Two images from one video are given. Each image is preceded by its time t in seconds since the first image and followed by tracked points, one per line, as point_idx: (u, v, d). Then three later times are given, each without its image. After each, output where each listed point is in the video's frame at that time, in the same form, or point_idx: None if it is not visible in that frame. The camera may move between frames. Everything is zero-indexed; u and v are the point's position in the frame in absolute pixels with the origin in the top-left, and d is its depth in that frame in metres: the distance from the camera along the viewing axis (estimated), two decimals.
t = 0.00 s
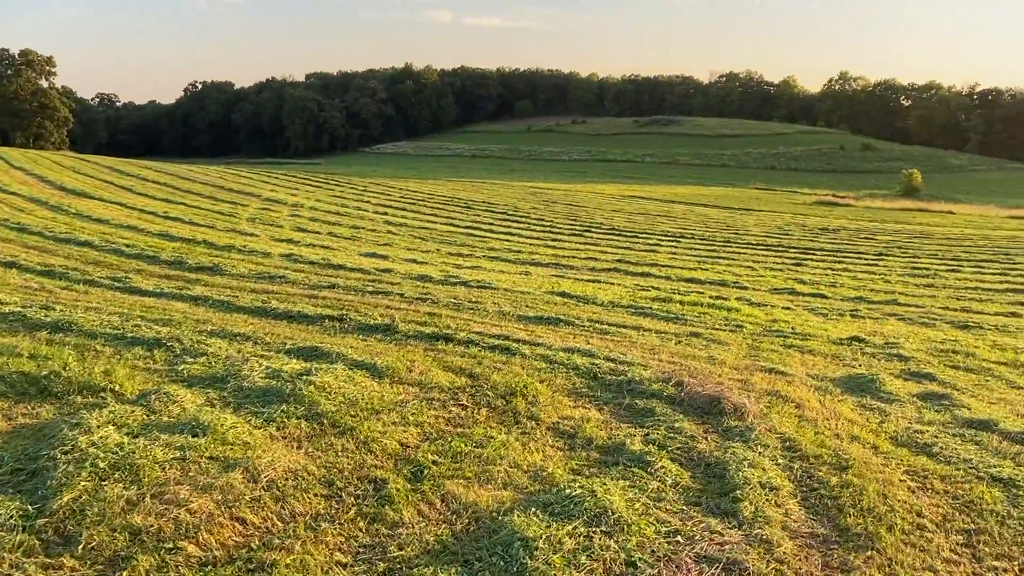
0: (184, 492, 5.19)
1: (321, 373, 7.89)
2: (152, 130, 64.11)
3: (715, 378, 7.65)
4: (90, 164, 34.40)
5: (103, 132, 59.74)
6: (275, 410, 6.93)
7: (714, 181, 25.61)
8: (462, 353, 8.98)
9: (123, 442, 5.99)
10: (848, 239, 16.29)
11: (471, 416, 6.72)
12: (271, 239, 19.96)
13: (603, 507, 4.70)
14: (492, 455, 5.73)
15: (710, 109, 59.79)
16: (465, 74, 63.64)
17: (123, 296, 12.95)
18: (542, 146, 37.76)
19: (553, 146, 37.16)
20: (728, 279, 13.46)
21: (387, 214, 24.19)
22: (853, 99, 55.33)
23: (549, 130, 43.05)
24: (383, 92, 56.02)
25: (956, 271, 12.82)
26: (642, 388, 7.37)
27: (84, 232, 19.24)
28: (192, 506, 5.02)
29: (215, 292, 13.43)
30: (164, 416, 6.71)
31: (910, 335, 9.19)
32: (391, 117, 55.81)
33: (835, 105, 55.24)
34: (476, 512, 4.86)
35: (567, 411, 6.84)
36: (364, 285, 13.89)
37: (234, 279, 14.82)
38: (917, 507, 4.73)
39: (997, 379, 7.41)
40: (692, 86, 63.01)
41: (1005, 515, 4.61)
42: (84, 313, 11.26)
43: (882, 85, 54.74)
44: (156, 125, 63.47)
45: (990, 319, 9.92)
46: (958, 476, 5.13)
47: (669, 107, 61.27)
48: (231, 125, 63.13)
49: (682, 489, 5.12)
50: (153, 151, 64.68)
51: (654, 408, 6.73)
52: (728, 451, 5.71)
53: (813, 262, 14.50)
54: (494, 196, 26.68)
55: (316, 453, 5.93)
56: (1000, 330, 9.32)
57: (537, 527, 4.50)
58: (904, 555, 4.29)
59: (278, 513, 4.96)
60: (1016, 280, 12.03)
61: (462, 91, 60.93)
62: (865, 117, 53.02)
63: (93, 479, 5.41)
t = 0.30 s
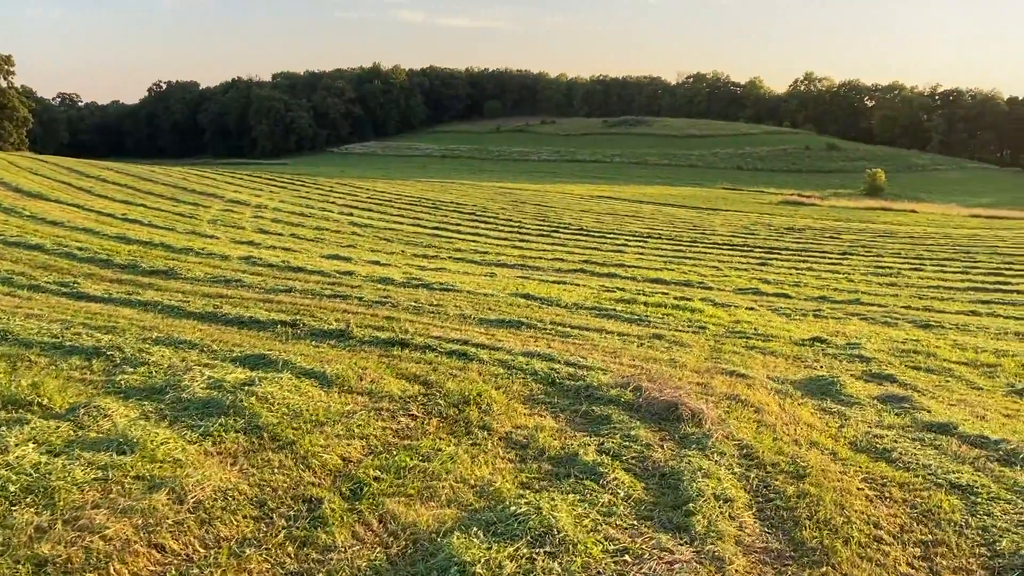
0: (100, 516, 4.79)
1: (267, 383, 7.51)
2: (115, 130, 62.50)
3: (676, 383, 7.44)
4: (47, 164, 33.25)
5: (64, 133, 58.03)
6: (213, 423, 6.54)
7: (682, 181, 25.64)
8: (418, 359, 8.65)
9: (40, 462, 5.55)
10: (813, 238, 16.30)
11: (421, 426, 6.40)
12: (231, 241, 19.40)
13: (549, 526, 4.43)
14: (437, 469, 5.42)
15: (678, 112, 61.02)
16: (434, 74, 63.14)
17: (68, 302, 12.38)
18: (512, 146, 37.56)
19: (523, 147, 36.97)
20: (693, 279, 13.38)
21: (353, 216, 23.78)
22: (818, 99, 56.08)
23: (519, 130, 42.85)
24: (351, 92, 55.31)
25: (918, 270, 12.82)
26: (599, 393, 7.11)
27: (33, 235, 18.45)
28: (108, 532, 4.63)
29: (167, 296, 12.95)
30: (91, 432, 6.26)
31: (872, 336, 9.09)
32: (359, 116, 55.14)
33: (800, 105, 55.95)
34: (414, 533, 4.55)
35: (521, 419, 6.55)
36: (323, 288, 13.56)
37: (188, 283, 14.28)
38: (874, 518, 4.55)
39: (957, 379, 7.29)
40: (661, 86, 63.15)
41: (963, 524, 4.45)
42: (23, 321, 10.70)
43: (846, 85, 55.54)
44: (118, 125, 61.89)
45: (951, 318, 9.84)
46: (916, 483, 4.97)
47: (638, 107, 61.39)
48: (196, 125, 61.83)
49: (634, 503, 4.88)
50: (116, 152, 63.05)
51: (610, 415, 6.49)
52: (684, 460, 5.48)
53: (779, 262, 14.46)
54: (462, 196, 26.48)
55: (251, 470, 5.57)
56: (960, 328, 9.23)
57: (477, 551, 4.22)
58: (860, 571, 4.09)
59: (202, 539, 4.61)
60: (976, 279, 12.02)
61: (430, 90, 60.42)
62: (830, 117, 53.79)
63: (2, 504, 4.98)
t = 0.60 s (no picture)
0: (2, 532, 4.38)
1: (208, 387, 7.11)
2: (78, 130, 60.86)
3: (637, 382, 7.19)
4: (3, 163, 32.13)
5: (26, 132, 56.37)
6: (144, 429, 6.11)
7: (653, 180, 25.58)
8: (372, 361, 8.30)
9: None
10: (780, 236, 16.27)
11: (366, 430, 6.06)
12: (191, 241, 18.81)
13: (489, 537, 4.14)
14: (378, 475, 5.10)
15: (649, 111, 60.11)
16: (405, 74, 62.57)
17: (10, 304, 11.79)
18: (484, 146, 37.27)
19: (495, 146, 36.70)
20: (660, 277, 13.19)
21: (319, 215, 23.34)
22: (787, 100, 56.73)
23: (491, 130, 42.58)
24: (320, 91, 54.55)
25: (884, 267, 12.75)
26: (556, 393, 6.82)
27: None
28: (10, 549, 4.23)
29: (116, 297, 12.43)
30: (9, 441, 5.82)
31: (837, 333, 8.93)
32: (329, 116, 54.40)
33: (769, 106, 56.44)
34: (346, 546, 4.23)
35: (473, 421, 6.24)
36: (282, 289, 13.16)
37: (140, 284, 13.74)
38: (832, 520, 4.34)
39: (920, 375, 7.13)
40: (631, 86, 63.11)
41: (923, 525, 4.25)
42: None
43: (815, 86, 56.15)
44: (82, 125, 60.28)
45: (915, 313, 9.70)
46: (876, 483, 4.77)
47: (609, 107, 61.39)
48: (163, 125, 60.47)
49: (583, 508, 4.61)
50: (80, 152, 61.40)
51: (566, 416, 6.21)
52: (639, 463, 5.22)
53: (746, 260, 14.37)
54: (432, 196, 26.15)
55: (178, 478, 5.18)
56: (924, 324, 9.09)
57: (410, 566, 3.91)
58: None
59: (114, 556, 4.23)
60: (940, 275, 11.95)
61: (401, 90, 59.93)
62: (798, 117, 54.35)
63: None
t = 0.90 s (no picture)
0: None
1: (146, 396, 6.71)
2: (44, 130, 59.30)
3: (597, 386, 6.95)
4: None
5: None
6: (70, 442, 5.71)
7: (626, 180, 25.49)
8: (325, 367, 7.96)
9: None
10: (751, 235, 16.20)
11: (309, 442, 5.72)
12: (152, 243, 18.24)
13: (424, 560, 3.85)
14: (314, 490, 4.78)
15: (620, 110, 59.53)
16: (379, 74, 61.95)
17: None
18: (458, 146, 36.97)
19: (469, 146, 36.41)
20: (629, 277, 13.01)
21: (287, 216, 22.86)
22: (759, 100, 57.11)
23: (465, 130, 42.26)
24: (292, 91, 53.77)
25: (852, 266, 12.69)
26: (513, 399, 6.53)
27: None
28: None
29: (66, 301, 11.93)
30: None
31: (803, 333, 8.77)
32: (301, 116, 53.67)
33: (740, 106, 56.63)
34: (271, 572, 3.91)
35: (423, 429, 5.93)
36: (241, 292, 12.76)
37: (94, 286, 13.24)
38: (788, 532, 4.12)
39: (884, 376, 6.97)
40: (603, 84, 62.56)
41: (882, 536, 4.05)
42: None
43: (786, 87, 56.62)
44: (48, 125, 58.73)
45: (882, 312, 9.58)
46: (836, 490, 4.56)
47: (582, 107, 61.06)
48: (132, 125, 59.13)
49: (530, 523, 4.34)
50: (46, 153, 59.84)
51: (521, 423, 5.93)
52: (591, 472, 4.96)
53: (716, 259, 14.25)
54: (404, 196, 25.81)
55: (97, 496, 4.79)
56: (890, 323, 8.95)
57: None
58: None
59: None
60: (908, 273, 11.89)
61: (374, 91, 59.42)
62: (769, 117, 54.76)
63: None
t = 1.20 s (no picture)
0: None
1: (80, 404, 6.29)
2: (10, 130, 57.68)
3: (560, 388, 6.67)
4: None
5: None
6: None
7: (601, 180, 25.32)
8: (278, 371, 7.58)
9: None
10: (724, 235, 16.08)
11: (250, 452, 5.36)
12: (112, 244, 17.64)
13: None
14: (248, 504, 4.45)
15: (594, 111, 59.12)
16: (353, 73, 61.31)
17: None
18: (432, 146, 36.59)
19: (445, 146, 36.06)
20: (601, 277, 12.78)
21: (255, 217, 22.33)
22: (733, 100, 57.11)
23: (441, 130, 41.89)
24: (264, 91, 52.96)
25: (824, 264, 12.59)
26: (470, 403, 6.23)
27: None
28: None
29: (14, 304, 11.38)
30: None
31: (774, 332, 8.58)
32: (274, 116, 52.86)
33: (714, 106, 56.53)
34: None
35: (373, 436, 5.61)
36: (200, 294, 12.28)
37: (46, 289, 12.68)
38: (751, 543, 3.88)
39: (854, 375, 6.78)
40: (577, 85, 62.12)
41: (847, 545, 3.83)
42: None
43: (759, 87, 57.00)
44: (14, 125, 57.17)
45: (853, 311, 9.42)
46: (800, 496, 4.34)
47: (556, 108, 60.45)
48: (101, 125, 57.79)
49: (477, 538, 4.05)
50: (11, 153, 58.21)
51: (476, 428, 5.63)
52: (546, 480, 4.68)
53: (689, 259, 14.08)
54: (376, 196, 25.42)
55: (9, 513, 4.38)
56: (861, 321, 8.79)
57: None
58: None
59: None
60: (879, 271, 11.80)
61: (347, 89, 58.95)
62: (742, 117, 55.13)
63: None
